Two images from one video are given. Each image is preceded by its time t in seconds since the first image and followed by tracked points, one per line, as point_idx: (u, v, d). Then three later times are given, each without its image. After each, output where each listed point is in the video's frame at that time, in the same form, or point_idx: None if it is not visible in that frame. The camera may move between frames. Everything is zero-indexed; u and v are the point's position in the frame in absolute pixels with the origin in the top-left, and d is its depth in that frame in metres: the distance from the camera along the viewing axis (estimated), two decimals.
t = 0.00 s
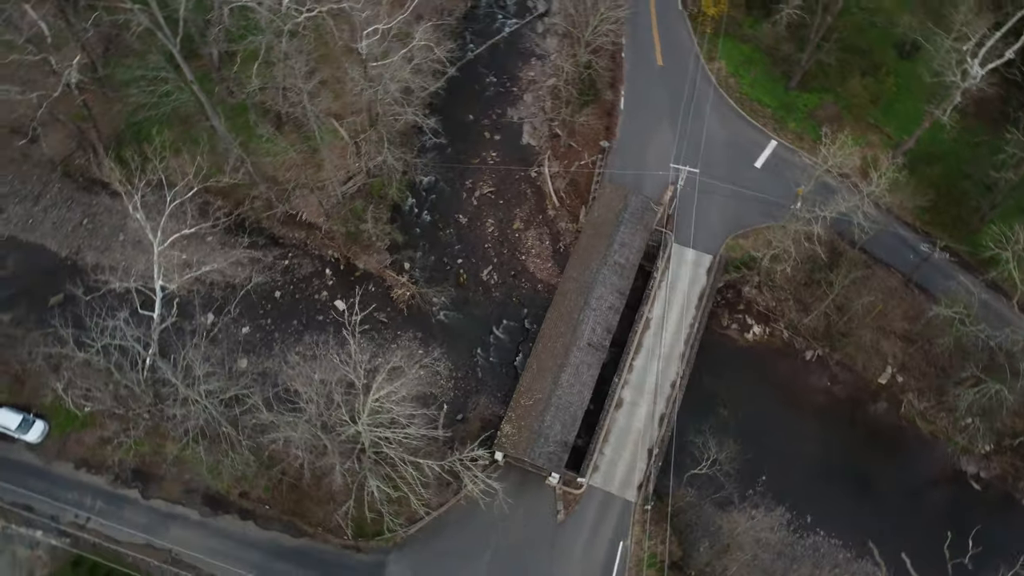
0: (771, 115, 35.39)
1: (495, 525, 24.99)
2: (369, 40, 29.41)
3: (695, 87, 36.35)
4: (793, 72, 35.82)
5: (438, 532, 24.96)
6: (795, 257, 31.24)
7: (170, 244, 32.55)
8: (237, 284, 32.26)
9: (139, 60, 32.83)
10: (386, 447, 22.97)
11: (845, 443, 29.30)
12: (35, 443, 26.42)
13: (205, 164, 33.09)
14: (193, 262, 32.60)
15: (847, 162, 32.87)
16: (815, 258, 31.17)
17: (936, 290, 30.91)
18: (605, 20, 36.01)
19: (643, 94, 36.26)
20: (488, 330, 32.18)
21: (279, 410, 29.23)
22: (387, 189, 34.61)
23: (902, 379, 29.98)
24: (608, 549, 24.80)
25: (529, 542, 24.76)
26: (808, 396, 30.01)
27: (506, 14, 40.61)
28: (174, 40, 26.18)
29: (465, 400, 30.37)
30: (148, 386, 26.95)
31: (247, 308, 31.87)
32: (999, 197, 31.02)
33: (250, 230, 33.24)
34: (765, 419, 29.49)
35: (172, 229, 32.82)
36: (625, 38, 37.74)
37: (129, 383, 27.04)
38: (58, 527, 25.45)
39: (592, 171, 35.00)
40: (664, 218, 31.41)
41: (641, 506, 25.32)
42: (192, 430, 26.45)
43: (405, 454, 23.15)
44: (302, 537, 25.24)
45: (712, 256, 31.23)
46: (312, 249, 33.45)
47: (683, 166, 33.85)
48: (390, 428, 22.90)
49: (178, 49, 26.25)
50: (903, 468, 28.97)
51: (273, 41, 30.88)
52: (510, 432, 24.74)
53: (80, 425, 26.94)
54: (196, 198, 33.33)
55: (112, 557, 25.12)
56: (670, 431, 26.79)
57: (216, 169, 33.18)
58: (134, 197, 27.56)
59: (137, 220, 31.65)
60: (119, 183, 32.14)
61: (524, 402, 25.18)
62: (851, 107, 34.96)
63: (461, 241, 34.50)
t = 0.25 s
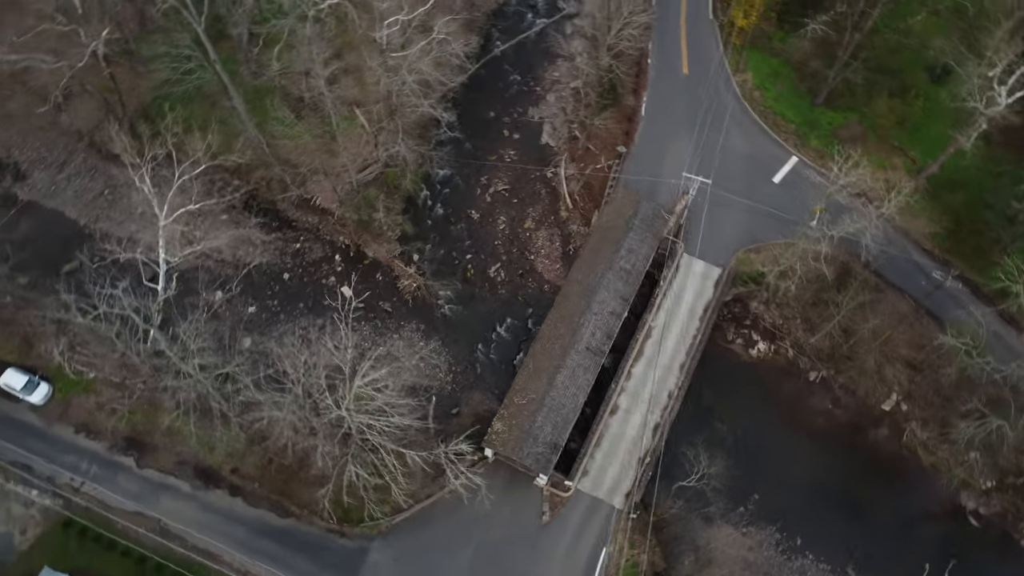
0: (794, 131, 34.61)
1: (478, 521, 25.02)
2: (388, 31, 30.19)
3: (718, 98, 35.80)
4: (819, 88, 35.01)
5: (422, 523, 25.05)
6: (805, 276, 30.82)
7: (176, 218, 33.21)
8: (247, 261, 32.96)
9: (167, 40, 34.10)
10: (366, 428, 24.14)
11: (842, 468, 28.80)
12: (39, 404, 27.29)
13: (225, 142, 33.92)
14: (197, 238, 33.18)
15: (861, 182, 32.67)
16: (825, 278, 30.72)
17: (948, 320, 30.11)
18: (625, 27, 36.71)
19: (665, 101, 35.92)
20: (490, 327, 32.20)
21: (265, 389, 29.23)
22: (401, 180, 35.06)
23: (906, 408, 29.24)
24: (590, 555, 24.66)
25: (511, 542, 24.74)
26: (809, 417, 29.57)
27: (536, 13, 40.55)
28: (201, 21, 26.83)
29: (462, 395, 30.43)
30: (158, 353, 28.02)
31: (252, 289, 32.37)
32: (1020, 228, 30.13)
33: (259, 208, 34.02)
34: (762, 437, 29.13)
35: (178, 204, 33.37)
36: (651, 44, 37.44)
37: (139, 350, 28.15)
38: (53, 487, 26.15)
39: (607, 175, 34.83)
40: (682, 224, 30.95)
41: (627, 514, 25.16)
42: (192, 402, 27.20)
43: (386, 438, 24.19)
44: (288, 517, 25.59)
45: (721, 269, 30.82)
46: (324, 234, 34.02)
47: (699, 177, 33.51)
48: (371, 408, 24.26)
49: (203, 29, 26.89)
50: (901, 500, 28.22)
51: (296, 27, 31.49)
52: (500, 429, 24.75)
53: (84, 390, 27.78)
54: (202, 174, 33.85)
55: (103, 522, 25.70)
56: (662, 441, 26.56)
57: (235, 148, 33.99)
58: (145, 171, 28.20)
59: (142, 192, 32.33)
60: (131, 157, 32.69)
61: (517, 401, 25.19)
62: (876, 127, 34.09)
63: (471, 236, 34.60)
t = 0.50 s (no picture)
0: (814, 148, 33.90)
1: (465, 516, 25.06)
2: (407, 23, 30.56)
3: (740, 109, 35.30)
4: (843, 105, 34.14)
5: (410, 514, 25.14)
6: (814, 295, 30.27)
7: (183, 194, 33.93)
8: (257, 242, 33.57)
9: (193, 20, 34.79)
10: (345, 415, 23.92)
11: (838, 491, 28.35)
12: (46, 368, 28.09)
13: (245, 126, 34.36)
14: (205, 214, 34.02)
15: (878, 203, 32.00)
16: (834, 299, 30.06)
17: (959, 348, 29.36)
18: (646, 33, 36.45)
19: (685, 110, 35.53)
20: (493, 325, 32.20)
21: (254, 370, 29.39)
22: (415, 171, 35.21)
23: (908, 435, 28.70)
24: (572, 558, 24.57)
25: (496, 539, 24.73)
26: (808, 437, 29.16)
27: (564, 14, 40.31)
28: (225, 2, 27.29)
29: (460, 391, 30.47)
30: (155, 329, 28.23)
31: (260, 270, 32.93)
32: None
33: (271, 190, 34.57)
34: (759, 454, 28.80)
35: (187, 180, 34.25)
36: (676, 50, 37.03)
37: (140, 325, 28.39)
38: (52, 450, 26.87)
39: (622, 180, 34.61)
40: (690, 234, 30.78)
41: (613, 520, 25.04)
42: (191, 377, 27.57)
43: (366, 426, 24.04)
44: (277, 498, 25.83)
45: (729, 281, 30.38)
46: (336, 220, 34.43)
47: (714, 188, 33.15)
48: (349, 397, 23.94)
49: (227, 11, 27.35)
50: (896, 527, 27.78)
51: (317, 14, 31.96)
52: (492, 426, 24.75)
53: (89, 358, 28.45)
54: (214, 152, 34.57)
55: (96, 489, 26.26)
56: (655, 450, 26.36)
57: (253, 132, 34.35)
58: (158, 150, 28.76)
59: (150, 166, 32.74)
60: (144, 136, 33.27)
61: (511, 399, 25.18)
62: (898, 150, 33.17)
63: (480, 232, 34.62)
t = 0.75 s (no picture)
0: (835, 166, 33.38)
1: (450, 509, 25.11)
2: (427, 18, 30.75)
3: (761, 123, 34.86)
4: (867, 125, 33.60)
5: (396, 504, 25.26)
6: (823, 314, 29.75)
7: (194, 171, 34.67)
8: (270, 226, 34.16)
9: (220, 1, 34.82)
10: (332, 400, 24.15)
11: (832, 514, 27.89)
12: (55, 335, 28.77)
13: (268, 112, 35.21)
14: (216, 193, 34.49)
15: (892, 227, 31.60)
16: (842, 320, 29.58)
17: (968, 379, 28.70)
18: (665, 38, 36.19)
19: (705, 120, 35.15)
20: (496, 323, 32.25)
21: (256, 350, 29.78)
22: (430, 165, 35.66)
23: (908, 464, 28.14)
24: (554, 561, 24.46)
25: (479, 536, 24.73)
26: (806, 458, 28.75)
27: (592, 17, 40.17)
28: None
29: (459, 386, 30.53)
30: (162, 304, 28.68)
31: (270, 252, 33.58)
32: None
33: (288, 174, 35.18)
34: (754, 471, 28.47)
35: (197, 158, 34.92)
36: (701, 60, 36.66)
37: (145, 296, 29.21)
38: (54, 416, 27.42)
39: (636, 185, 34.37)
40: (697, 246, 30.66)
41: (598, 526, 24.92)
42: (193, 353, 27.99)
43: (352, 413, 24.16)
44: (268, 478, 26.10)
45: (735, 295, 30.03)
46: (350, 209, 34.89)
47: (728, 200, 32.73)
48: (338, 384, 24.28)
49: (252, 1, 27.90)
50: (889, 556, 27.23)
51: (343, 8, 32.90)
52: (484, 423, 24.75)
53: (97, 328, 29.05)
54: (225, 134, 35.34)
55: (93, 456, 26.75)
56: (647, 460, 26.18)
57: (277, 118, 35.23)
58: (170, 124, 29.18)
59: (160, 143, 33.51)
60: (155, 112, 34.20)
61: (505, 397, 25.17)
62: (920, 173, 32.53)
63: (490, 229, 34.67)
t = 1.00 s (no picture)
0: (854, 186, 32.84)
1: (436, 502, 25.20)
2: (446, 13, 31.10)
3: (781, 138, 34.31)
4: (890, 146, 33.06)
5: (383, 492, 25.44)
6: (829, 335, 29.32)
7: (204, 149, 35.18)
8: (283, 209, 34.64)
9: None
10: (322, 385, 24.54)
11: (822, 538, 27.47)
12: (67, 302, 29.47)
13: (291, 99, 35.61)
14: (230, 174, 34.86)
15: (908, 252, 30.99)
16: (848, 343, 29.13)
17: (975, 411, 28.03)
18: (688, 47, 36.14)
19: (725, 132, 34.74)
20: (499, 321, 32.30)
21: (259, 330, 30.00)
22: (445, 160, 35.62)
23: (904, 493, 27.68)
24: (535, 561, 24.43)
25: (462, 530, 24.79)
26: (800, 479, 28.37)
27: (621, 22, 40.02)
28: None
29: (458, 381, 30.61)
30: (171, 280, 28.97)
31: (283, 235, 34.11)
32: None
33: (306, 160, 35.68)
34: (746, 487, 28.15)
35: (208, 136, 35.37)
36: (727, 71, 36.23)
37: (153, 271, 29.41)
38: (59, 381, 28.05)
39: (650, 193, 34.12)
40: (706, 257, 30.48)
41: (582, 530, 24.83)
42: (196, 329, 28.40)
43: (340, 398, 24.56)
44: (261, 457, 26.41)
45: (739, 309, 29.66)
46: (364, 198, 35.24)
47: (740, 213, 32.30)
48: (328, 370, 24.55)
49: None
50: None
51: None
52: (475, 419, 24.77)
53: (107, 298, 29.67)
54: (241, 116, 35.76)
55: (93, 423, 27.31)
56: (637, 468, 26.02)
57: (299, 106, 35.67)
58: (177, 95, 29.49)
59: (172, 120, 34.16)
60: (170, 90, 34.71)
61: (498, 395, 25.16)
62: (940, 199, 31.99)
63: (501, 227, 34.69)
